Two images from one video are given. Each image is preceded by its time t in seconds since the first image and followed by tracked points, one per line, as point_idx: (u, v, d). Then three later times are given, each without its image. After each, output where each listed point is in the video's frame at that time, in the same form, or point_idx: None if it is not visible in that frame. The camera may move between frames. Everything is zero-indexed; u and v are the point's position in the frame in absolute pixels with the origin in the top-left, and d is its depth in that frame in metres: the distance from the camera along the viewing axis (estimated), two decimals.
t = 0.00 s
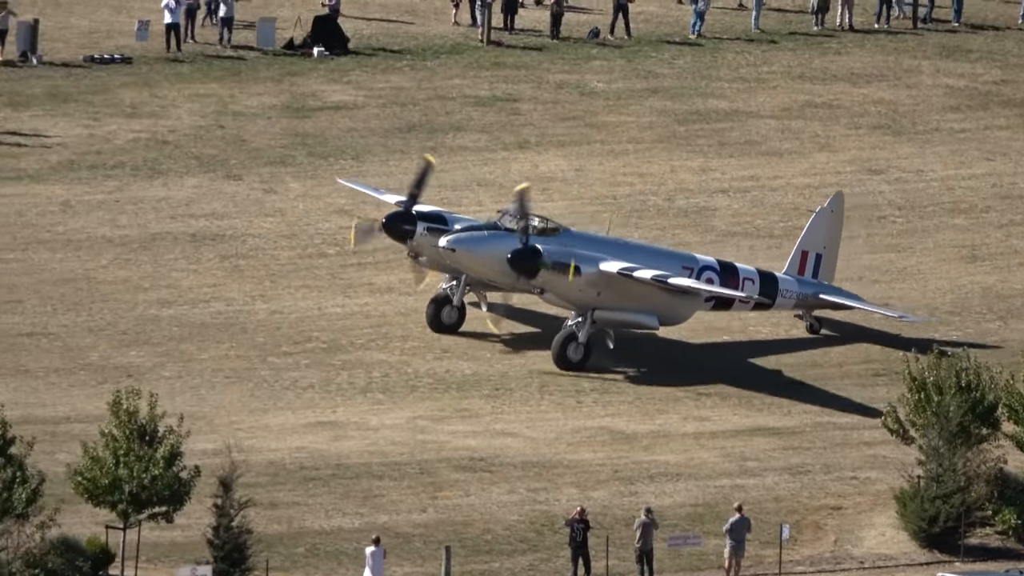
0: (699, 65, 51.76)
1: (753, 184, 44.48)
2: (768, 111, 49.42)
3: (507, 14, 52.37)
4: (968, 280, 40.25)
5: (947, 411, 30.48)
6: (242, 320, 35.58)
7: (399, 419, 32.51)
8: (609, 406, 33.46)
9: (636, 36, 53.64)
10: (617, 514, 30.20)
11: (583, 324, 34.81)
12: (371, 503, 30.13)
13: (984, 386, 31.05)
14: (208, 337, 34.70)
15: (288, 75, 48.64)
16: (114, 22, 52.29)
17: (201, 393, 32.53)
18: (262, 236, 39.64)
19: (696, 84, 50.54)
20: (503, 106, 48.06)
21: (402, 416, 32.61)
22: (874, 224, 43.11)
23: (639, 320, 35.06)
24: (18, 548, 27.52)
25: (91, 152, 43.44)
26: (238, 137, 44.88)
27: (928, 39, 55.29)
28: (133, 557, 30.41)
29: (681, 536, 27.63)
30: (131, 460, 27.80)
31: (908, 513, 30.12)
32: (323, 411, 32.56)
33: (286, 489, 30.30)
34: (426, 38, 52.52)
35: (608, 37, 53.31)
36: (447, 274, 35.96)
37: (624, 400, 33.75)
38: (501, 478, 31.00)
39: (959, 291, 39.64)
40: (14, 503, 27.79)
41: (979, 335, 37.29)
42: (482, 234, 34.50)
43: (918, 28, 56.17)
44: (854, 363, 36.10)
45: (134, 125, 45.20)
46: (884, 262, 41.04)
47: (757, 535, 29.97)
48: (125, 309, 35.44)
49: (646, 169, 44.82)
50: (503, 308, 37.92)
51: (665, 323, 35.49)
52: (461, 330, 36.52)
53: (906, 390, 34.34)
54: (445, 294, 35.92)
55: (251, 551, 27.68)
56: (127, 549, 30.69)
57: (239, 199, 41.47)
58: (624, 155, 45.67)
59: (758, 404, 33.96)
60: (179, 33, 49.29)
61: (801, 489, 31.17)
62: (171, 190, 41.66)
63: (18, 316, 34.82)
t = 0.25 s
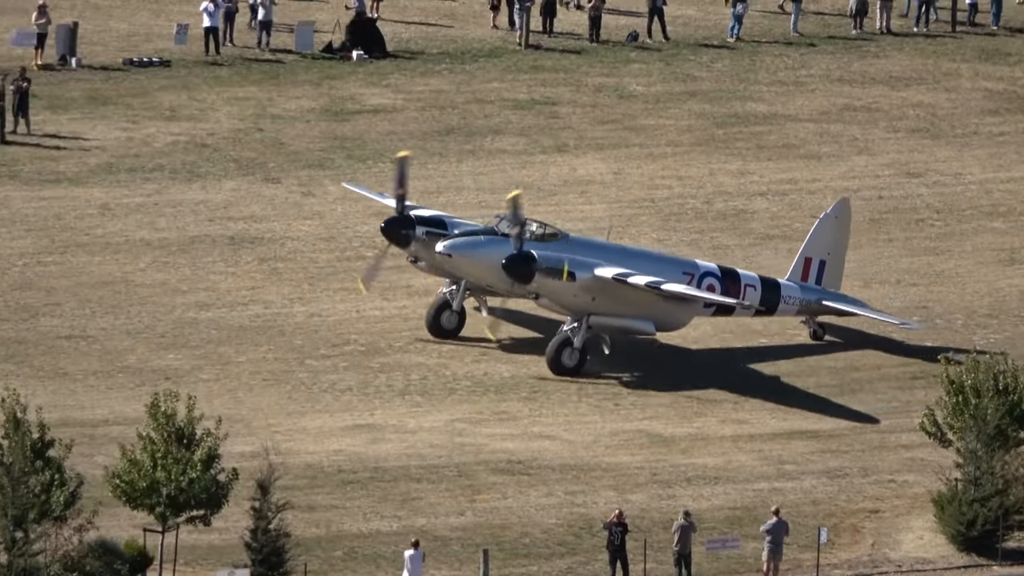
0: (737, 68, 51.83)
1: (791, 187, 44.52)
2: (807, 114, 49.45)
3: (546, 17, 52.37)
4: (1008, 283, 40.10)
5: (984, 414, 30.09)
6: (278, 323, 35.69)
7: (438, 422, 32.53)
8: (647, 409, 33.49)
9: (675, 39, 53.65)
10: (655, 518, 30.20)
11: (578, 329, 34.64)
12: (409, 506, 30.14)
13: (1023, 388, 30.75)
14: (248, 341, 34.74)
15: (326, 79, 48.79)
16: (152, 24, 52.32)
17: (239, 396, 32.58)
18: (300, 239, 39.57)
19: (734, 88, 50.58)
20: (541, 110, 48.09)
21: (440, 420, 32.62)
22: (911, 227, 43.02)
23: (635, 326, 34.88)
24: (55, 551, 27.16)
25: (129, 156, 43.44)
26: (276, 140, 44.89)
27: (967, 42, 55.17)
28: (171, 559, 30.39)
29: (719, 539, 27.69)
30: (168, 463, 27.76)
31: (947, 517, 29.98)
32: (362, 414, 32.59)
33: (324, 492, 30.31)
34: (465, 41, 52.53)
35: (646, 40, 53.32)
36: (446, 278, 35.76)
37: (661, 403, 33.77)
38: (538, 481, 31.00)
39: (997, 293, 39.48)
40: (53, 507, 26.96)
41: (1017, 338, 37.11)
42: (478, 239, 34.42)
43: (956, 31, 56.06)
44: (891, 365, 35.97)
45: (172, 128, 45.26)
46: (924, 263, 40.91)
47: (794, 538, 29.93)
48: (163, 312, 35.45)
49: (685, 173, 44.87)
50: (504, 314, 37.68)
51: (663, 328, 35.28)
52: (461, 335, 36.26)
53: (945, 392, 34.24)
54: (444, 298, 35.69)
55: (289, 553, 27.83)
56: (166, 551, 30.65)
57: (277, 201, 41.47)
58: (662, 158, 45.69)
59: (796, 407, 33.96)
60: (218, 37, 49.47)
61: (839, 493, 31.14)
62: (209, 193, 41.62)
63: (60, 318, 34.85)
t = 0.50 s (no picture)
0: (767, 69, 51.90)
1: (821, 188, 44.58)
2: (837, 115, 49.49)
3: (576, 17, 52.46)
4: None
5: (1015, 415, 29.72)
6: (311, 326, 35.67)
7: (468, 422, 32.54)
8: (677, 410, 33.51)
9: (705, 40, 53.74)
10: (685, 518, 30.18)
11: (569, 331, 34.32)
12: (439, 506, 30.14)
13: None
14: (280, 342, 34.76)
15: (356, 79, 48.88)
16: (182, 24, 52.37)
17: (269, 396, 32.61)
18: (330, 240, 39.50)
19: (764, 88, 50.63)
20: (571, 110, 48.08)
21: (470, 420, 32.63)
22: (941, 227, 42.95)
23: (627, 329, 34.58)
24: (84, 551, 27.01)
25: (159, 156, 43.37)
26: (307, 141, 44.89)
27: (997, 43, 55.14)
28: (201, 560, 30.37)
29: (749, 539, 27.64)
30: (198, 463, 27.81)
31: (976, 517, 29.82)
32: (392, 414, 32.61)
33: (354, 492, 30.32)
34: (494, 42, 52.58)
35: (677, 41, 53.39)
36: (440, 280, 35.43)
37: (691, 404, 33.78)
38: (568, 481, 31.00)
39: None
40: (83, 507, 26.97)
41: None
42: (469, 240, 34.15)
43: (987, 32, 56.06)
44: (921, 366, 35.89)
45: (202, 128, 45.26)
46: (954, 264, 40.86)
47: (824, 539, 29.87)
48: (193, 312, 35.49)
49: (715, 173, 44.90)
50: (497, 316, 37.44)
51: (655, 331, 35.02)
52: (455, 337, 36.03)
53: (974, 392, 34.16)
54: (438, 301, 35.37)
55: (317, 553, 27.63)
56: (195, 552, 30.60)
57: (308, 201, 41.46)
58: (692, 158, 45.71)
59: (826, 408, 33.95)
60: (247, 37, 49.58)
61: (869, 493, 31.11)
62: (239, 194, 41.58)
63: (94, 318, 34.84)
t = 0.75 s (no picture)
0: (793, 69, 51.92)
1: (847, 187, 44.64)
2: (864, 114, 49.48)
3: (602, 16, 52.51)
4: None
5: None
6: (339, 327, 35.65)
7: (494, 421, 32.53)
8: (703, 409, 33.52)
9: (731, 39, 53.81)
10: (711, 517, 30.17)
11: (552, 332, 34.17)
12: (465, 505, 30.12)
13: None
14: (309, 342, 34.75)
15: (382, 78, 48.84)
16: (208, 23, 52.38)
17: (294, 395, 32.63)
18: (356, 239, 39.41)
19: (790, 87, 50.66)
20: (597, 109, 48.07)
21: (495, 419, 32.62)
22: (967, 227, 42.88)
23: (609, 330, 34.40)
24: (110, 549, 26.82)
25: (185, 155, 43.31)
26: (332, 140, 44.84)
27: None
28: (228, 558, 30.35)
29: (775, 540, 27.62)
30: (225, 462, 27.65)
31: (1003, 517, 29.30)
32: (418, 413, 32.61)
33: (380, 491, 30.31)
34: (520, 41, 52.59)
35: (703, 40, 53.43)
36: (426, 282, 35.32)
37: (718, 403, 33.80)
38: (595, 480, 30.99)
39: None
40: (109, 505, 26.66)
41: None
42: (452, 242, 34.11)
43: (1013, 31, 56.01)
44: (948, 365, 35.80)
45: (229, 127, 45.25)
46: (980, 264, 40.83)
47: (851, 538, 29.82)
48: (219, 311, 35.50)
49: (740, 173, 44.92)
50: (485, 317, 37.18)
51: (639, 333, 34.82)
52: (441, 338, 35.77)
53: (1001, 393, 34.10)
54: (424, 302, 35.24)
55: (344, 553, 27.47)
56: (221, 551, 30.57)
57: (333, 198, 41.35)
58: (719, 157, 45.72)
59: (853, 407, 33.93)
60: (274, 36, 49.63)
61: (896, 493, 31.08)
62: (265, 193, 41.52)
63: (124, 317, 34.84)
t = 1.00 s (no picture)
0: (815, 67, 51.90)
1: (869, 186, 44.64)
2: (885, 113, 49.45)
3: (624, 15, 52.54)
4: None
5: None
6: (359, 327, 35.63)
7: (514, 420, 32.53)
8: (724, 408, 33.52)
9: (753, 38, 53.83)
10: (732, 516, 30.16)
11: (532, 332, 33.92)
12: (487, 504, 30.14)
13: None
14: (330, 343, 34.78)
15: (404, 77, 48.82)
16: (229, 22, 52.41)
17: (315, 394, 32.69)
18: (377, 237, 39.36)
19: (812, 86, 50.64)
20: (619, 108, 48.06)
21: (516, 418, 32.62)
22: (988, 226, 42.80)
23: (590, 330, 34.13)
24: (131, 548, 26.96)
25: (207, 154, 43.28)
26: (354, 138, 44.83)
27: None
28: (249, 557, 30.37)
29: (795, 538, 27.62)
30: (245, 462, 27.70)
31: None
32: (439, 412, 32.63)
33: (401, 490, 30.34)
34: (541, 39, 52.59)
35: (724, 38, 53.43)
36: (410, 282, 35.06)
37: (739, 402, 33.80)
38: (615, 479, 31.00)
39: None
40: (131, 505, 27.26)
41: None
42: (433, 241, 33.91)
43: None
44: (970, 364, 35.73)
45: (250, 126, 45.24)
46: (1001, 263, 40.78)
47: (871, 536, 29.78)
48: (240, 311, 35.54)
49: (761, 172, 44.92)
50: (470, 317, 36.92)
51: (621, 333, 34.56)
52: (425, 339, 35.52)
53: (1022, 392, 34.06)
54: (408, 303, 34.98)
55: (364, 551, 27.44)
56: (243, 550, 30.60)
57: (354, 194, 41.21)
58: (740, 156, 45.73)
59: (874, 406, 33.90)
60: (295, 35, 49.65)
61: (916, 492, 31.05)
62: (287, 192, 41.48)
63: (148, 316, 34.88)
